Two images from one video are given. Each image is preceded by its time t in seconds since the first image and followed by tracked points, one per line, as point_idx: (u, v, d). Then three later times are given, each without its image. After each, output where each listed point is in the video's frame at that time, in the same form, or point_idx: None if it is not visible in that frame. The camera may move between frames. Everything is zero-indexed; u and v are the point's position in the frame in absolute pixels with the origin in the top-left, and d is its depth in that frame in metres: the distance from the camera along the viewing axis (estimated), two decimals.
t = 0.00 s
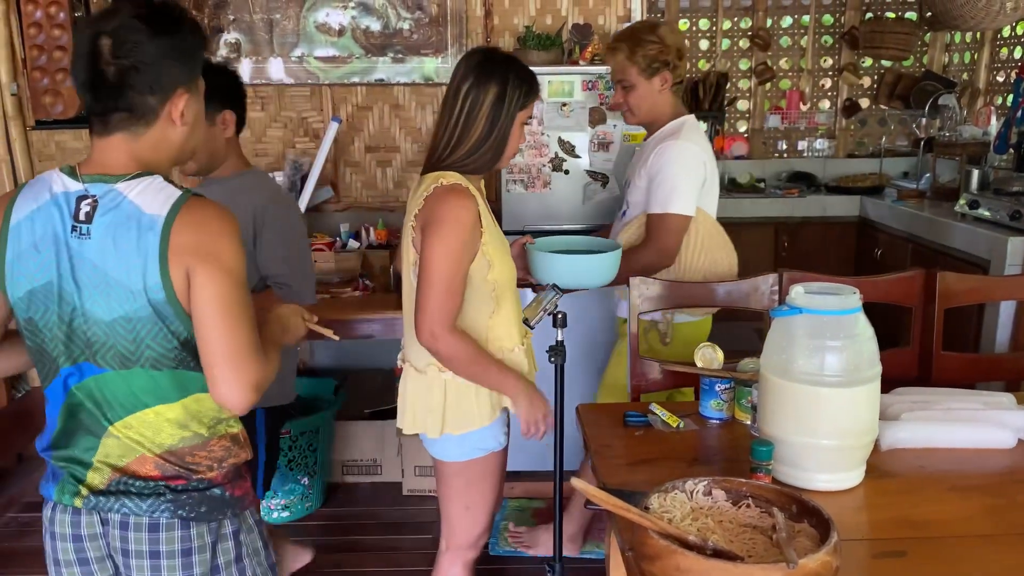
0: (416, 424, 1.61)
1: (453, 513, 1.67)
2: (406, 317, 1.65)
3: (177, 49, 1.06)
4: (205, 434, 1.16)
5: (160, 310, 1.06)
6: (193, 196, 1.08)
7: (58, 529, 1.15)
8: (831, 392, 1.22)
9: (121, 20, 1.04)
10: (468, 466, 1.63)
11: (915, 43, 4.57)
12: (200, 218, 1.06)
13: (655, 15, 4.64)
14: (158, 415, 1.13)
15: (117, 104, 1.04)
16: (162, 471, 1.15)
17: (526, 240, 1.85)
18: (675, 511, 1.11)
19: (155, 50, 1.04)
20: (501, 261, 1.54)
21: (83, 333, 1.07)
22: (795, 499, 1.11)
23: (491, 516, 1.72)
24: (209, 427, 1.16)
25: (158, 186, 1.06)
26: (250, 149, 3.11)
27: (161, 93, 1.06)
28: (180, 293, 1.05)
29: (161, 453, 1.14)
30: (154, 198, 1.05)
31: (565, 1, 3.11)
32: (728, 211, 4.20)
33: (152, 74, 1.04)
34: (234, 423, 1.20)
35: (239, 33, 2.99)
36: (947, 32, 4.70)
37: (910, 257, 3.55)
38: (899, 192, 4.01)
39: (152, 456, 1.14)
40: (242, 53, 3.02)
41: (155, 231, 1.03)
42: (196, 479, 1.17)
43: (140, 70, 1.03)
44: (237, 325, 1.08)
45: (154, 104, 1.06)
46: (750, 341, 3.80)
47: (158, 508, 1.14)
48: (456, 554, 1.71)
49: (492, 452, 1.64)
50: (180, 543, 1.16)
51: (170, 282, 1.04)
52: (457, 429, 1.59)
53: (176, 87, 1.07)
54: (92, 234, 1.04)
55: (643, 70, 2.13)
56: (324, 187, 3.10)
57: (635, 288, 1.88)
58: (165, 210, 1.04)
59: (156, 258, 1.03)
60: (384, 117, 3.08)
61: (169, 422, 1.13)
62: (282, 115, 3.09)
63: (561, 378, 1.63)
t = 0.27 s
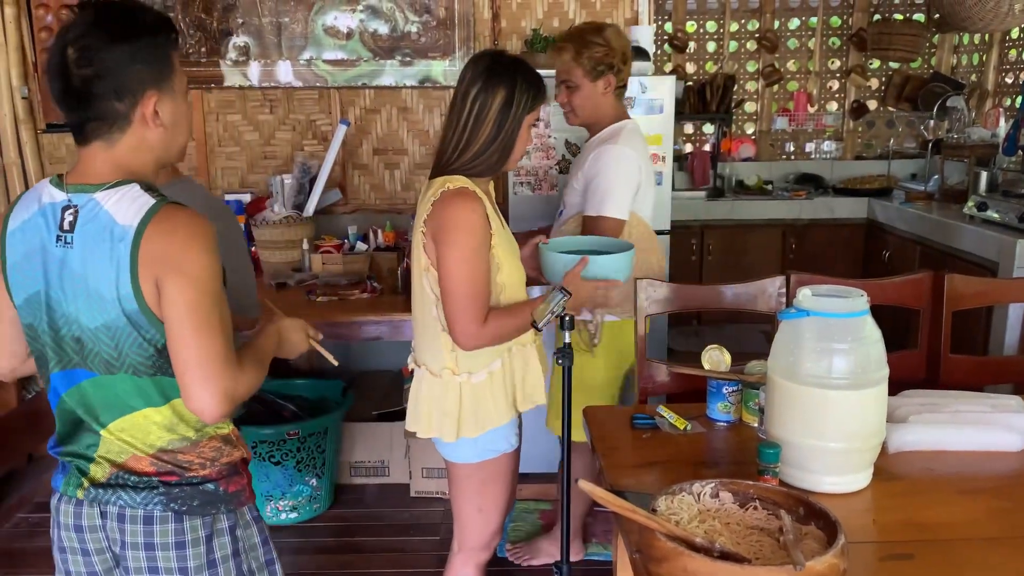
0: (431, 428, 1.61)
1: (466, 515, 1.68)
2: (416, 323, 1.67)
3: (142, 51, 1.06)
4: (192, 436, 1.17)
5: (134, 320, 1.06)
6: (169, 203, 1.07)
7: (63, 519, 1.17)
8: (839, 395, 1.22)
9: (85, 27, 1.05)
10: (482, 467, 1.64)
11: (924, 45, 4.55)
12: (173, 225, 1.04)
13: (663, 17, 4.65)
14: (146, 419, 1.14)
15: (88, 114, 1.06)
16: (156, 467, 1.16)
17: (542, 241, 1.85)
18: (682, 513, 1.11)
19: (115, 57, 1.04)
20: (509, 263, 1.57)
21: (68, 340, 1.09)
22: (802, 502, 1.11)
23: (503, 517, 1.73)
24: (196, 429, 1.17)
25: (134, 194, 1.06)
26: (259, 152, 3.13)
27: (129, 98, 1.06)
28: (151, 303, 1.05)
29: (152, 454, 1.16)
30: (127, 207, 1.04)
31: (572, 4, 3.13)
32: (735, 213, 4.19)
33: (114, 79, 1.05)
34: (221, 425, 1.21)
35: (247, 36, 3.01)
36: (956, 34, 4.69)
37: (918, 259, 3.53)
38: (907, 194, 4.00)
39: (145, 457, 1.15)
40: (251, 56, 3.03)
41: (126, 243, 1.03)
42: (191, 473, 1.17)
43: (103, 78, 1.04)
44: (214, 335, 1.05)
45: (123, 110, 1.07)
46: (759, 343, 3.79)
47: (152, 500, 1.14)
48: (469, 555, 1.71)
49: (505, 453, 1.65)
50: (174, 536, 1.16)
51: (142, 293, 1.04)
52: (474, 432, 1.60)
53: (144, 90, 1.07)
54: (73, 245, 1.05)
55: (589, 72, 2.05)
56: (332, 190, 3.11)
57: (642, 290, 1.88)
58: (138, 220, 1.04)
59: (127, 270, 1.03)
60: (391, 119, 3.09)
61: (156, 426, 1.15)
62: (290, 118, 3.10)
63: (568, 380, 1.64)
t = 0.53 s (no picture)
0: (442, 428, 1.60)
1: (475, 515, 1.68)
2: (424, 322, 1.67)
3: (121, 54, 1.05)
4: (173, 439, 1.16)
5: (105, 324, 1.05)
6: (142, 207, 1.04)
7: (65, 510, 1.20)
8: (847, 397, 1.21)
9: (77, 35, 1.06)
10: (492, 465, 1.63)
11: (933, 44, 4.53)
12: (140, 228, 1.01)
13: (670, 17, 4.64)
14: (131, 419, 1.14)
15: (76, 120, 1.07)
16: (139, 469, 1.16)
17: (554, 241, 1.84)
18: (687, 516, 1.11)
19: (99, 63, 1.05)
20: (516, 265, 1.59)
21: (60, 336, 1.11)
22: (810, 505, 1.11)
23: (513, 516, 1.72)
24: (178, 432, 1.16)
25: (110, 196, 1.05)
26: (266, 153, 3.14)
27: (109, 101, 1.06)
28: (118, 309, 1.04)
29: (139, 454, 1.15)
30: (101, 210, 1.03)
31: (579, 4, 3.13)
32: (743, 213, 4.18)
33: (95, 83, 1.05)
34: (208, 429, 1.19)
35: (255, 38, 3.02)
36: (966, 33, 4.66)
37: (927, 259, 3.51)
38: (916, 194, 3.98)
39: (131, 457, 1.16)
40: (258, 58, 3.04)
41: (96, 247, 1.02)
42: (173, 478, 1.17)
43: (86, 81, 1.05)
44: (176, 343, 1.00)
45: (103, 113, 1.06)
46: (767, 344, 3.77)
47: (134, 501, 1.15)
48: (479, 556, 1.71)
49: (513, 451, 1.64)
50: (154, 538, 1.16)
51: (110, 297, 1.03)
52: (484, 431, 1.59)
53: (127, 94, 1.06)
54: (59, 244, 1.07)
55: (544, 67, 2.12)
56: (339, 190, 3.12)
57: (649, 291, 1.87)
58: (108, 223, 1.02)
59: (96, 274, 1.02)
60: (399, 120, 3.10)
61: (141, 426, 1.14)
62: (298, 119, 3.11)
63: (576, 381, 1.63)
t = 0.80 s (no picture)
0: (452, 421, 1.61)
1: (491, 511, 1.68)
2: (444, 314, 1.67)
3: (121, 54, 1.06)
4: (163, 440, 1.16)
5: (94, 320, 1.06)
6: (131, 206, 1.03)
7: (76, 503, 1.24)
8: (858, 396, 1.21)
9: (83, 38, 1.08)
10: (505, 459, 1.63)
11: (945, 41, 4.50)
12: (124, 227, 1.00)
13: (680, 16, 4.63)
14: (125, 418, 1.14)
15: (82, 119, 1.09)
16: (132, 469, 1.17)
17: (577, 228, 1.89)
18: (697, 515, 1.11)
19: (98, 64, 1.06)
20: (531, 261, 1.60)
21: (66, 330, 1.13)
22: (821, 504, 1.10)
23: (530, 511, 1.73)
24: (167, 433, 1.16)
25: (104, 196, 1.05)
26: (277, 152, 3.15)
27: (110, 100, 1.07)
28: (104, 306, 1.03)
29: (134, 453, 1.16)
30: (94, 209, 1.04)
31: (589, 3, 3.12)
32: (753, 212, 4.17)
33: (98, 84, 1.06)
34: (199, 432, 1.18)
35: (266, 38, 3.04)
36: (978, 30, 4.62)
37: (939, 258, 3.49)
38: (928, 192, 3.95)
39: (127, 457, 1.16)
40: (269, 58, 3.06)
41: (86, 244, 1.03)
42: (164, 480, 1.17)
43: (89, 82, 1.07)
44: (146, 341, 0.96)
45: (105, 112, 1.08)
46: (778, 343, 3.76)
47: (127, 501, 1.16)
48: (496, 551, 1.72)
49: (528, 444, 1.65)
50: (147, 540, 1.18)
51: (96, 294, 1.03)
52: (496, 423, 1.60)
53: (128, 94, 1.07)
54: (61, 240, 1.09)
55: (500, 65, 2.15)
56: (349, 189, 3.13)
57: (659, 290, 1.87)
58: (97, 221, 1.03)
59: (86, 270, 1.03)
60: (409, 119, 3.10)
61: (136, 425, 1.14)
62: (308, 119, 3.12)
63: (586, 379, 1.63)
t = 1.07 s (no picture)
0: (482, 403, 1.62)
1: (513, 499, 1.69)
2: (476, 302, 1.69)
3: (130, 52, 1.08)
4: (170, 436, 1.17)
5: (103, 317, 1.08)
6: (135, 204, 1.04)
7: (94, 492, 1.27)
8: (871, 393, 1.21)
9: (93, 36, 1.10)
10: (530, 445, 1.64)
11: (960, 37, 4.46)
12: (128, 225, 1.01)
13: (692, 12, 4.63)
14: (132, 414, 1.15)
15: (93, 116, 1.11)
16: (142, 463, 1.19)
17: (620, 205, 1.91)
18: (709, 511, 1.11)
19: (107, 62, 1.07)
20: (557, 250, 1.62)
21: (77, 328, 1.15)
22: (834, 500, 1.10)
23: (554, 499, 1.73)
24: (173, 429, 1.17)
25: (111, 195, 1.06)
26: (290, 150, 3.17)
27: (119, 97, 1.09)
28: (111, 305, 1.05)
29: (144, 447, 1.18)
30: (101, 207, 1.05)
31: None
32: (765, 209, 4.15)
33: (107, 82, 1.08)
34: (206, 429, 1.19)
35: (279, 36, 3.05)
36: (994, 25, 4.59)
37: (953, 255, 3.47)
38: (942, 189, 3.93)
39: (138, 451, 1.18)
40: (282, 56, 3.07)
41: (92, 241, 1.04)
42: (171, 476, 1.18)
43: (100, 80, 1.08)
44: (146, 341, 0.97)
45: (114, 110, 1.09)
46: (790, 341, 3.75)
47: (136, 495, 1.18)
48: (518, 540, 1.72)
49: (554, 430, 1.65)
50: (153, 534, 1.19)
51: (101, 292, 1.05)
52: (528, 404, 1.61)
53: (137, 91, 1.09)
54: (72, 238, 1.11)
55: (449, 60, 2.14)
56: (362, 187, 3.14)
57: (672, 286, 1.88)
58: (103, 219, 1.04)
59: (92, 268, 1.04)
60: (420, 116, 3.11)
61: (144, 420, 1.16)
62: (321, 116, 3.14)
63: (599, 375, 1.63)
